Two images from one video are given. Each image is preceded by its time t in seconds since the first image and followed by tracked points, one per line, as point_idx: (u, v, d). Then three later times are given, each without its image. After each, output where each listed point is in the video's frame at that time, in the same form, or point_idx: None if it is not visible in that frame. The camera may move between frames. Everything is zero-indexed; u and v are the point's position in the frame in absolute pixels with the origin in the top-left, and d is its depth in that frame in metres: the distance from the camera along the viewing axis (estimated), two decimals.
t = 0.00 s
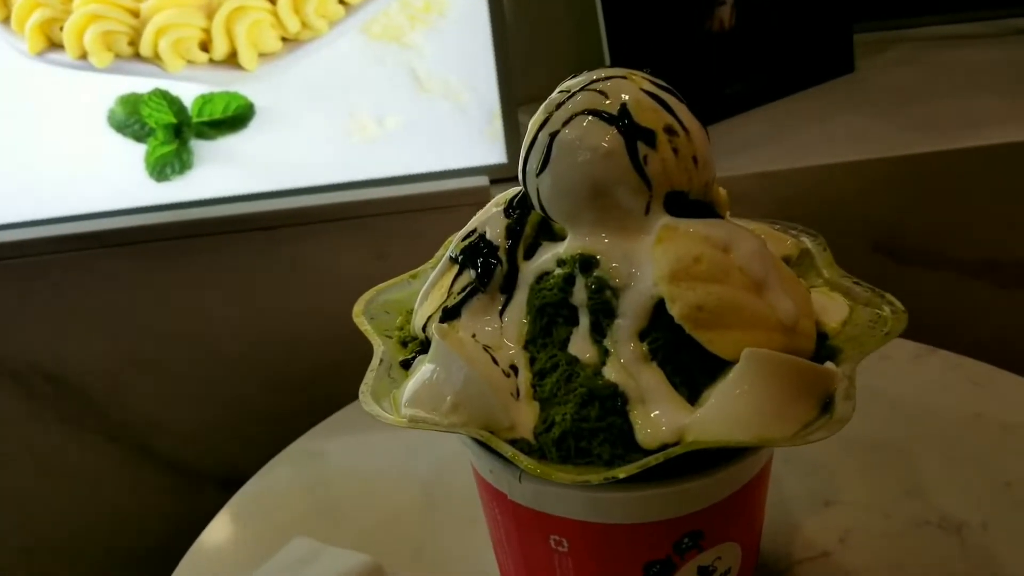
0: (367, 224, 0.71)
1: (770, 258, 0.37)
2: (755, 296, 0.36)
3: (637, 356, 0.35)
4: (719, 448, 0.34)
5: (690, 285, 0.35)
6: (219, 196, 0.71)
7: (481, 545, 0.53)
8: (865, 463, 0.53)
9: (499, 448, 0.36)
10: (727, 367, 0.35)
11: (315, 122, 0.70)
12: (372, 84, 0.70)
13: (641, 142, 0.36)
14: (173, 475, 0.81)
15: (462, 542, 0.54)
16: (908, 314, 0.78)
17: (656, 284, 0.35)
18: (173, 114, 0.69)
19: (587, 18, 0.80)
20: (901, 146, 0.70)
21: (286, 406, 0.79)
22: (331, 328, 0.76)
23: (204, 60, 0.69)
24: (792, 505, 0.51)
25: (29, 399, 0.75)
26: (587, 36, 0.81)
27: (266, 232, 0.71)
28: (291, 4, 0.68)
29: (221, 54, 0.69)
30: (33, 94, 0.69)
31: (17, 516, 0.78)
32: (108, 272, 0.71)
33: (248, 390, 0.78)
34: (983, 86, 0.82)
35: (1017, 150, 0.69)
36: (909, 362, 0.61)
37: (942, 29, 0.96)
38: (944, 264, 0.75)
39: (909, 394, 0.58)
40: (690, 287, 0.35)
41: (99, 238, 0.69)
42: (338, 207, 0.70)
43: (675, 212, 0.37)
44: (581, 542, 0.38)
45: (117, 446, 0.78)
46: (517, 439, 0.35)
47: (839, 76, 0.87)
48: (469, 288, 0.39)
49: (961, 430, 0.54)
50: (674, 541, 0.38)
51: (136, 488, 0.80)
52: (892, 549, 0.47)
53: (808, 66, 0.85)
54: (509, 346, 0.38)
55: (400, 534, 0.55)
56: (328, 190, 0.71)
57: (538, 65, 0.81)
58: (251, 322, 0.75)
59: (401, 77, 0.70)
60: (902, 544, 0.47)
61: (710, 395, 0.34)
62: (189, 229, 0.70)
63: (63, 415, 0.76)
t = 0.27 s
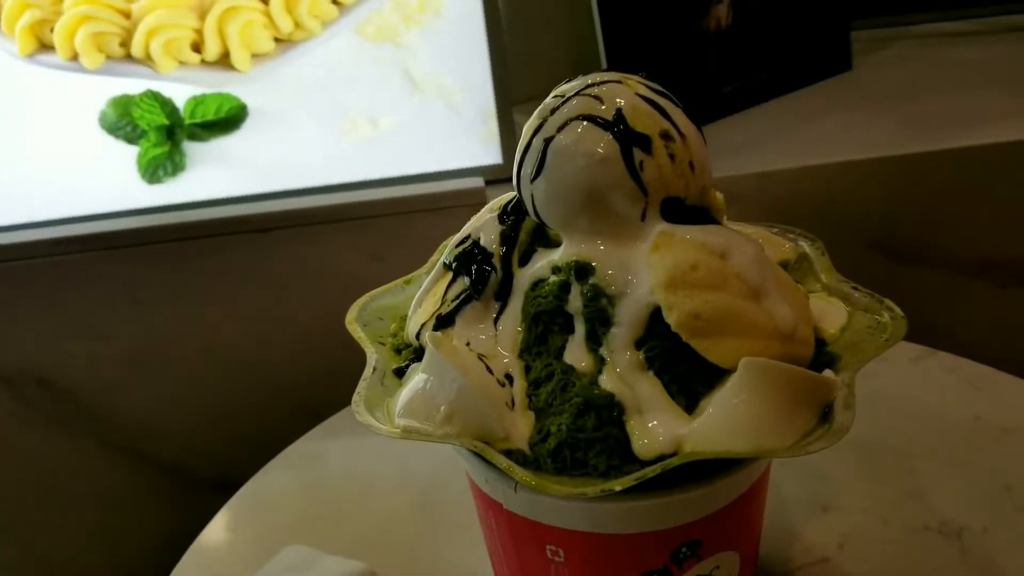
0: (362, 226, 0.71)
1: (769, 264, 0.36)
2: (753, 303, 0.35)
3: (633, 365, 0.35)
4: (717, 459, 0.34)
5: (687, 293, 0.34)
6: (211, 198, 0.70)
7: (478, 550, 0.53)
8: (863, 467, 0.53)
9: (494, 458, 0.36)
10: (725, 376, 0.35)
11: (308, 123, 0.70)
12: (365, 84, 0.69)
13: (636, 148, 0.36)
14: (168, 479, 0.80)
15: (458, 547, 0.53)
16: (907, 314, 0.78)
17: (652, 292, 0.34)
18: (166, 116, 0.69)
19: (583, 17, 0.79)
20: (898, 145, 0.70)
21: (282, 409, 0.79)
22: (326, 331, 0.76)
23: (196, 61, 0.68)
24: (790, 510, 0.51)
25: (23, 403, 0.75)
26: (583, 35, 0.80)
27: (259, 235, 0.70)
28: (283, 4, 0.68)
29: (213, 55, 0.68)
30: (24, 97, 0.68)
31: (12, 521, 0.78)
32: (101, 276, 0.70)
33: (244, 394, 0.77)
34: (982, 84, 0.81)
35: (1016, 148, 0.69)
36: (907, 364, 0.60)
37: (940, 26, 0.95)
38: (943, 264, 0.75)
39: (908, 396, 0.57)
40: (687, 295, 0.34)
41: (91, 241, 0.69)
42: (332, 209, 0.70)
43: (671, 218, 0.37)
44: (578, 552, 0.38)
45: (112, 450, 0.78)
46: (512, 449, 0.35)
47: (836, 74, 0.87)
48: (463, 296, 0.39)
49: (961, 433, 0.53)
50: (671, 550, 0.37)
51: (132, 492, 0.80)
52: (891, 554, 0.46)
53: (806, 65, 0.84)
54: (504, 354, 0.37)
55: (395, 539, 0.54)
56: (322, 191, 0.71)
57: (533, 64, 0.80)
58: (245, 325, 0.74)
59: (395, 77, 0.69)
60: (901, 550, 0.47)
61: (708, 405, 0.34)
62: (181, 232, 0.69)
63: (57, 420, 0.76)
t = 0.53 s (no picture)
0: (358, 226, 0.70)
1: (773, 270, 0.36)
2: (757, 310, 0.35)
3: (635, 373, 0.34)
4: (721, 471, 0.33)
5: (690, 300, 0.33)
6: (205, 199, 0.69)
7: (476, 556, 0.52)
8: (866, 472, 0.52)
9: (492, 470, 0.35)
10: (729, 385, 0.34)
11: (303, 122, 0.69)
12: (360, 82, 0.68)
13: (637, 151, 0.35)
14: (162, 483, 0.80)
15: (455, 553, 0.52)
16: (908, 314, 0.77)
17: (654, 299, 0.34)
18: (158, 115, 0.67)
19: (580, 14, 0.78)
20: (899, 143, 0.69)
21: (277, 411, 0.78)
22: (321, 332, 0.75)
23: (189, 60, 0.67)
24: (793, 515, 0.50)
25: (14, 407, 0.74)
26: (580, 33, 0.79)
27: (253, 236, 0.69)
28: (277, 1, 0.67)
29: (206, 54, 0.67)
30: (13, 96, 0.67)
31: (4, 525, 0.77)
32: (92, 278, 0.69)
33: (238, 396, 0.77)
34: (983, 81, 0.80)
35: (1019, 146, 0.68)
36: (910, 365, 0.59)
37: (940, 22, 0.94)
38: (944, 263, 0.74)
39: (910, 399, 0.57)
40: (690, 303, 0.33)
41: (81, 243, 0.67)
42: (326, 209, 0.69)
43: (674, 222, 0.36)
44: (578, 563, 0.37)
45: (105, 454, 0.77)
46: (511, 460, 0.34)
47: (836, 71, 0.86)
48: (461, 302, 0.38)
49: (964, 436, 0.53)
50: (674, 561, 0.37)
51: (125, 495, 0.79)
52: (894, 561, 0.46)
53: (806, 62, 0.84)
54: (503, 363, 0.36)
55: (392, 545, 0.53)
56: (317, 191, 0.69)
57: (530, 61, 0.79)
58: (239, 327, 0.73)
59: (390, 75, 0.68)
60: (905, 556, 0.46)
61: (712, 415, 0.33)
62: (173, 233, 0.68)
63: (49, 423, 0.75)
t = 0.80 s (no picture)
0: (357, 225, 0.69)
1: (784, 272, 0.35)
2: (768, 313, 0.34)
3: (644, 378, 0.33)
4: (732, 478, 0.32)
5: (699, 303, 0.33)
6: (202, 197, 0.68)
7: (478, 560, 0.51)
8: (874, 474, 0.51)
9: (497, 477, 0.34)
10: (740, 390, 0.33)
11: (301, 120, 0.68)
12: (359, 79, 0.68)
13: (645, 151, 0.34)
14: (160, 484, 0.79)
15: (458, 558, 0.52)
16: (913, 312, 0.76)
17: (663, 302, 0.33)
18: (154, 113, 0.66)
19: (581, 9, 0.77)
20: (905, 139, 0.68)
21: (277, 413, 0.77)
22: (320, 333, 0.74)
23: (185, 57, 0.66)
24: (800, 519, 0.49)
25: (10, 409, 0.73)
26: (581, 28, 0.78)
27: (252, 236, 0.68)
28: None
29: (202, 50, 0.66)
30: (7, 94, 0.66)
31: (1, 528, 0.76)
32: (88, 278, 0.68)
33: (237, 397, 0.76)
34: (988, 76, 0.79)
35: None
36: (917, 365, 0.59)
37: (944, 17, 0.93)
38: (950, 260, 0.73)
39: (918, 399, 0.56)
40: (700, 306, 0.33)
41: (75, 243, 0.67)
42: (325, 208, 0.68)
43: (682, 223, 0.35)
44: (584, 571, 0.36)
45: (103, 455, 0.76)
46: (517, 468, 0.33)
47: (840, 67, 0.85)
48: (464, 305, 0.37)
49: (973, 437, 0.52)
50: (682, 568, 0.36)
51: (123, 498, 0.78)
52: (904, 566, 0.45)
53: (809, 57, 0.83)
54: (507, 367, 0.36)
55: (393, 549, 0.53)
56: (316, 190, 0.68)
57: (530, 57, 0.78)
58: (238, 328, 0.73)
59: (390, 72, 0.68)
60: (915, 561, 0.45)
61: (722, 421, 0.32)
62: (170, 233, 0.67)
63: (45, 425, 0.74)
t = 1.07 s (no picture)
0: (353, 224, 0.68)
1: (790, 272, 0.34)
2: (773, 314, 0.33)
3: (647, 382, 0.33)
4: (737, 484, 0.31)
5: (703, 305, 0.32)
6: (195, 195, 0.67)
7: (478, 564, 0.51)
8: (879, 475, 0.51)
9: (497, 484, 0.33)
10: (745, 394, 0.32)
11: (296, 117, 0.67)
12: (354, 75, 0.67)
13: (647, 149, 0.33)
14: (156, 486, 0.78)
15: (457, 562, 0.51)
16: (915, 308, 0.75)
17: (666, 304, 0.32)
18: (147, 110, 0.66)
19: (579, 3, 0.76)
20: (907, 134, 0.67)
21: (273, 413, 0.76)
22: (317, 332, 0.73)
23: (179, 53, 0.65)
24: (805, 520, 0.49)
25: (4, 411, 0.72)
26: (579, 22, 0.77)
27: (246, 234, 0.67)
28: None
29: (195, 47, 0.65)
30: None
31: None
32: (81, 279, 0.68)
33: (233, 397, 0.75)
34: (991, 69, 0.79)
35: None
36: (921, 363, 0.58)
37: (945, 9, 0.92)
38: (952, 256, 0.73)
39: (922, 398, 0.55)
40: (704, 307, 0.32)
41: (66, 242, 0.66)
42: (321, 206, 0.67)
43: (685, 223, 0.34)
44: None
45: (98, 457, 0.75)
46: (517, 474, 0.33)
47: (841, 60, 0.84)
48: (463, 307, 0.37)
49: (979, 437, 0.51)
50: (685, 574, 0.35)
51: (119, 499, 0.78)
52: (910, 568, 0.44)
53: (810, 51, 0.82)
54: (507, 371, 0.35)
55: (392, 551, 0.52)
56: (311, 188, 0.68)
57: (528, 52, 0.77)
58: (233, 328, 0.72)
59: (385, 68, 0.67)
60: (921, 562, 0.45)
61: (727, 425, 0.32)
62: (163, 232, 0.66)
63: (39, 427, 0.73)
